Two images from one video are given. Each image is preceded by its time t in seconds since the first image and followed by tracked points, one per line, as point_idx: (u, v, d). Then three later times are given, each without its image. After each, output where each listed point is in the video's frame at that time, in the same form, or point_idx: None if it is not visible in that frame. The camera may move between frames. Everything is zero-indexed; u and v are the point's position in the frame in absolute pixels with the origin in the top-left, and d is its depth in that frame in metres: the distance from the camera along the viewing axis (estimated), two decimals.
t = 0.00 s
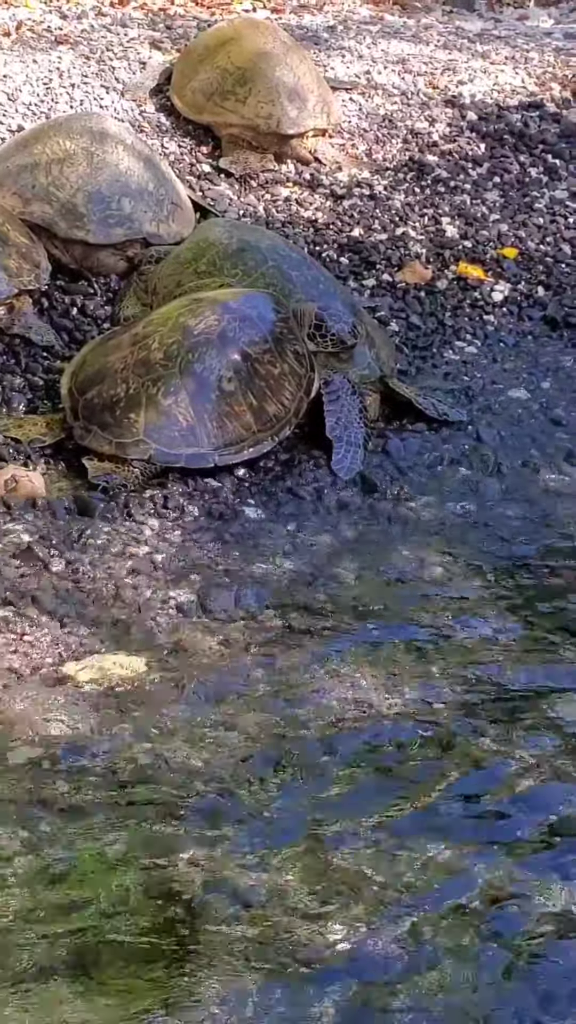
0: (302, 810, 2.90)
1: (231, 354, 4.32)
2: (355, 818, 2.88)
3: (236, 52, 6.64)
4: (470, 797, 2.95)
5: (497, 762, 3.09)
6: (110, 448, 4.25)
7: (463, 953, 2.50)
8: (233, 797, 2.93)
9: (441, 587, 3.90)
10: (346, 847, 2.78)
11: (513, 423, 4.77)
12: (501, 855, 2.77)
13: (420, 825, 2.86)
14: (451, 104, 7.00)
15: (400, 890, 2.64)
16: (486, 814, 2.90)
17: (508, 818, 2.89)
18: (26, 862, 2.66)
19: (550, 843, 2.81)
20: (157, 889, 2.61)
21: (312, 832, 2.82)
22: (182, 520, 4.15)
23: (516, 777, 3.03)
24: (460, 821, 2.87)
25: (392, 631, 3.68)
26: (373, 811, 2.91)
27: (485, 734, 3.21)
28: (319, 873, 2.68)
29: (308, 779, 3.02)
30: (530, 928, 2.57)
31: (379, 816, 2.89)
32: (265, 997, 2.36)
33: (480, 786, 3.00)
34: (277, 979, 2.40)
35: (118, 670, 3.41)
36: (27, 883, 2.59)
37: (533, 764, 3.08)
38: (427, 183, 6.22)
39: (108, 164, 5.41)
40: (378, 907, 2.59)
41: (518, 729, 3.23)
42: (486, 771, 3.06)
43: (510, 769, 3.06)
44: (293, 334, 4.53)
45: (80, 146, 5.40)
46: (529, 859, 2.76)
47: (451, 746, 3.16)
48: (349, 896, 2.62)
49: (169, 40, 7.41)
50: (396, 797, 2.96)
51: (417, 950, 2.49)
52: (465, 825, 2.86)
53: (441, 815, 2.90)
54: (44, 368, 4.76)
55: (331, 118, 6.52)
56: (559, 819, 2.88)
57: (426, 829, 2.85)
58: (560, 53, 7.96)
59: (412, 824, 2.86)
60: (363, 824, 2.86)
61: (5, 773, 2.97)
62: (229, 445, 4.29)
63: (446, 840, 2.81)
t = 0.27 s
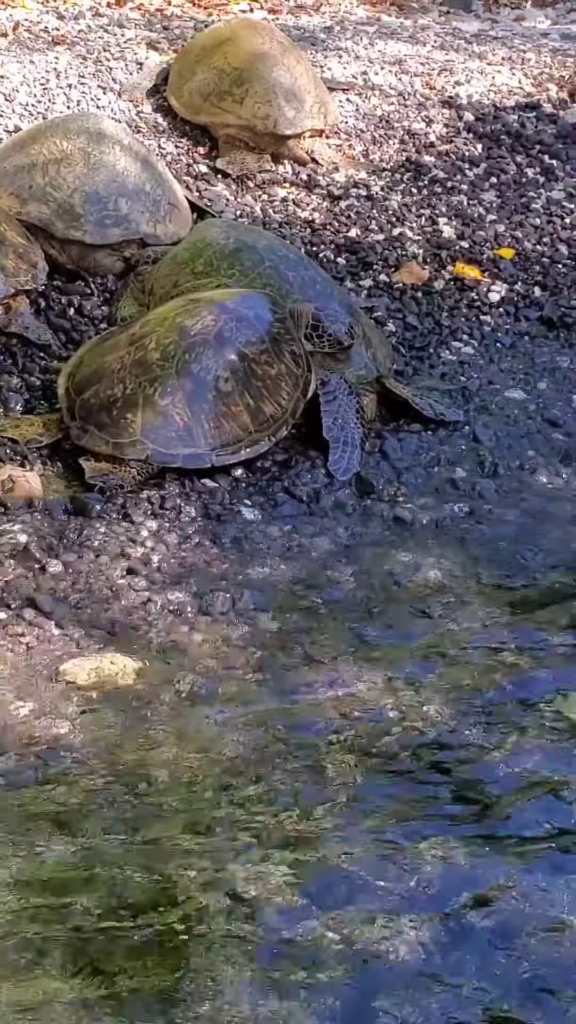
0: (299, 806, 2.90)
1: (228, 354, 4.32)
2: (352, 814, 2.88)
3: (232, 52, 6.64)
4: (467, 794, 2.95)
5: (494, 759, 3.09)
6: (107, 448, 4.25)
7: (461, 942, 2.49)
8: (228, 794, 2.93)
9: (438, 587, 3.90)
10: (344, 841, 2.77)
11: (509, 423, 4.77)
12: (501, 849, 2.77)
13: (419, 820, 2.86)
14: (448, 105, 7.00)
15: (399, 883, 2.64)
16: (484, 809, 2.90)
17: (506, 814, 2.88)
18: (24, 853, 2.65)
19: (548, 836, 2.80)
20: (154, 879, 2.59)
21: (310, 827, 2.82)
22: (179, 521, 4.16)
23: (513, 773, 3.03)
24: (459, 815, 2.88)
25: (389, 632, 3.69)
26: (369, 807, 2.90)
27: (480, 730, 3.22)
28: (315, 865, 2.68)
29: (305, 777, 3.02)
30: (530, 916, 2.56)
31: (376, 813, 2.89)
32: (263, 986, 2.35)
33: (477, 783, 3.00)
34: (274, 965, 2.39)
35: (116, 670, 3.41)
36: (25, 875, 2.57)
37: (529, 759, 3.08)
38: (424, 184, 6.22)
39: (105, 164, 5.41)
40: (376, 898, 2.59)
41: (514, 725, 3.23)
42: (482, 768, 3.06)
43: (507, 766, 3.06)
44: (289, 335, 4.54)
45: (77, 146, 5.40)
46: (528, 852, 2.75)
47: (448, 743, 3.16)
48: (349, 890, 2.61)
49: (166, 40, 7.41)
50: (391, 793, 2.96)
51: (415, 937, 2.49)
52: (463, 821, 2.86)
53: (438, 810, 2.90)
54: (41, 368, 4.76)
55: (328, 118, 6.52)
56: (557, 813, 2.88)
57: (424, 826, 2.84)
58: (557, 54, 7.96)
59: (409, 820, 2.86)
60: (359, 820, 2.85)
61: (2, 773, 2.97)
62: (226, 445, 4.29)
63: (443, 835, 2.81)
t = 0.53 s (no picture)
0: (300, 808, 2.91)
1: (227, 355, 4.32)
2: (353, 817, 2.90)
3: (232, 53, 6.63)
4: (468, 799, 2.97)
5: (494, 761, 3.11)
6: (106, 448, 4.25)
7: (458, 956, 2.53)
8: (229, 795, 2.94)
9: (437, 587, 3.90)
10: (344, 847, 2.80)
11: (509, 424, 4.77)
12: (500, 857, 2.79)
13: (420, 825, 2.88)
14: (447, 105, 7.00)
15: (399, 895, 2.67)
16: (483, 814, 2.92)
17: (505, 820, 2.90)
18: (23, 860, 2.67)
19: (548, 845, 2.83)
20: (152, 889, 2.61)
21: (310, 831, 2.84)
22: (178, 521, 4.15)
23: (512, 778, 3.05)
24: (459, 821, 2.90)
25: (387, 631, 3.69)
26: (370, 811, 2.92)
27: (479, 733, 3.23)
28: (315, 874, 2.71)
29: (305, 777, 3.03)
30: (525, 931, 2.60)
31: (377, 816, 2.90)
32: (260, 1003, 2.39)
33: (477, 787, 3.01)
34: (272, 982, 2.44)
35: (115, 668, 3.42)
36: (24, 884, 2.59)
37: (528, 764, 3.10)
38: (423, 184, 6.22)
39: (104, 164, 5.41)
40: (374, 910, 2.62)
41: (512, 729, 3.24)
42: (481, 771, 3.07)
43: (507, 770, 3.08)
44: (288, 335, 4.53)
45: (76, 147, 5.40)
46: (526, 862, 2.78)
47: (448, 744, 3.17)
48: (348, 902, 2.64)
49: (166, 41, 7.41)
50: (392, 796, 2.98)
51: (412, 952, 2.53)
52: (462, 828, 2.88)
53: (439, 815, 2.92)
54: (40, 368, 4.75)
55: (327, 119, 6.52)
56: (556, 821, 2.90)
57: (424, 831, 2.87)
58: (556, 54, 7.96)
59: (409, 824, 2.88)
60: (359, 824, 2.88)
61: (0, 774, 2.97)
62: (225, 446, 4.29)
63: (443, 842, 2.83)
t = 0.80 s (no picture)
0: (295, 814, 2.93)
1: (224, 355, 4.31)
2: (348, 826, 2.91)
3: (229, 53, 6.63)
4: (463, 806, 2.98)
5: (489, 767, 3.12)
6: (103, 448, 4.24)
7: (452, 973, 2.56)
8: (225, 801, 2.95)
9: (434, 587, 3.89)
10: (340, 856, 2.82)
11: (506, 424, 4.76)
12: (495, 867, 2.81)
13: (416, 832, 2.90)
14: (444, 105, 6.99)
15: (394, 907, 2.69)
16: (479, 823, 2.94)
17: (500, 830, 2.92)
18: (20, 869, 2.70)
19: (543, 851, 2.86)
20: (147, 898, 2.65)
21: (306, 839, 2.86)
22: (175, 519, 4.15)
23: (508, 786, 3.06)
24: (454, 829, 2.91)
25: (385, 631, 3.69)
26: (365, 818, 2.94)
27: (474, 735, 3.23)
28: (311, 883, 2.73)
29: (301, 781, 3.03)
30: (520, 945, 2.63)
31: (372, 823, 2.92)
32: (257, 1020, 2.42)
33: (472, 794, 3.02)
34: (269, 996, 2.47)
35: (113, 665, 3.41)
36: (22, 893, 2.63)
37: (522, 771, 3.11)
38: (420, 185, 6.22)
39: (101, 164, 5.40)
40: (370, 922, 2.65)
41: (508, 732, 3.25)
42: (477, 778, 3.08)
43: (502, 777, 3.09)
44: (286, 335, 4.52)
45: (73, 146, 5.39)
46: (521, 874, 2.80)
47: (444, 748, 3.18)
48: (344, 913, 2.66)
49: (163, 41, 7.41)
50: (388, 801, 2.99)
51: (407, 966, 2.56)
52: (458, 836, 2.89)
53: (434, 822, 2.93)
54: (36, 367, 4.74)
55: (324, 119, 6.51)
56: (551, 832, 2.92)
57: (419, 839, 2.88)
58: (554, 54, 7.96)
59: (405, 832, 2.90)
60: (355, 832, 2.89)
61: None
62: (221, 445, 4.28)
63: (441, 847, 2.85)
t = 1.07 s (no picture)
0: (295, 815, 2.93)
1: (222, 356, 4.31)
2: (348, 826, 2.91)
3: (227, 54, 6.63)
4: (463, 806, 2.98)
5: (488, 767, 3.12)
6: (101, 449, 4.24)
7: (453, 971, 2.56)
8: (224, 801, 2.95)
9: (432, 586, 3.90)
10: (340, 856, 2.82)
11: (504, 424, 4.77)
12: (496, 865, 2.82)
13: (416, 832, 2.90)
14: (442, 106, 7.00)
15: (394, 907, 2.69)
16: (478, 823, 2.94)
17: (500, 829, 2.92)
18: (18, 869, 2.70)
19: (543, 846, 2.87)
20: (147, 898, 2.66)
21: (306, 839, 2.86)
22: (173, 519, 4.15)
23: (507, 786, 3.06)
24: (455, 828, 2.92)
25: (383, 630, 3.69)
26: (365, 818, 2.94)
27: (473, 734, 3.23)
28: (311, 885, 2.73)
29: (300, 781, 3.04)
30: (521, 942, 2.63)
31: (372, 823, 2.92)
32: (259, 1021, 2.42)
33: (471, 794, 3.03)
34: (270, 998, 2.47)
35: (111, 665, 3.42)
36: (21, 893, 2.64)
37: (521, 771, 3.11)
38: (418, 185, 6.22)
39: (99, 165, 5.40)
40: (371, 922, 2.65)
41: (506, 730, 3.25)
42: (476, 777, 3.08)
43: (501, 776, 3.09)
44: (284, 336, 4.53)
45: (71, 147, 5.39)
46: (522, 872, 2.80)
47: (443, 748, 3.18)
48: (344, 914, 2.67)
49: (161, 42, 7.41)
50: (387, 802, 2.99)
51: (408, 966, 2.56)
52: (457, 836, 2.90)
53: (435, 821, 2.94)
54: (34, 368, 4.75)
55: (322, 119, 6.52)
56: (551, 830, 2.92)
57: (419, 839, 2.88)
58: (552, 55, 7.96)
59: (404, 832, 2.90)
60: (355, 832, 2.89)
61: None
62: (219, 446, 4.29)
63: (441, 845, 2.87)
